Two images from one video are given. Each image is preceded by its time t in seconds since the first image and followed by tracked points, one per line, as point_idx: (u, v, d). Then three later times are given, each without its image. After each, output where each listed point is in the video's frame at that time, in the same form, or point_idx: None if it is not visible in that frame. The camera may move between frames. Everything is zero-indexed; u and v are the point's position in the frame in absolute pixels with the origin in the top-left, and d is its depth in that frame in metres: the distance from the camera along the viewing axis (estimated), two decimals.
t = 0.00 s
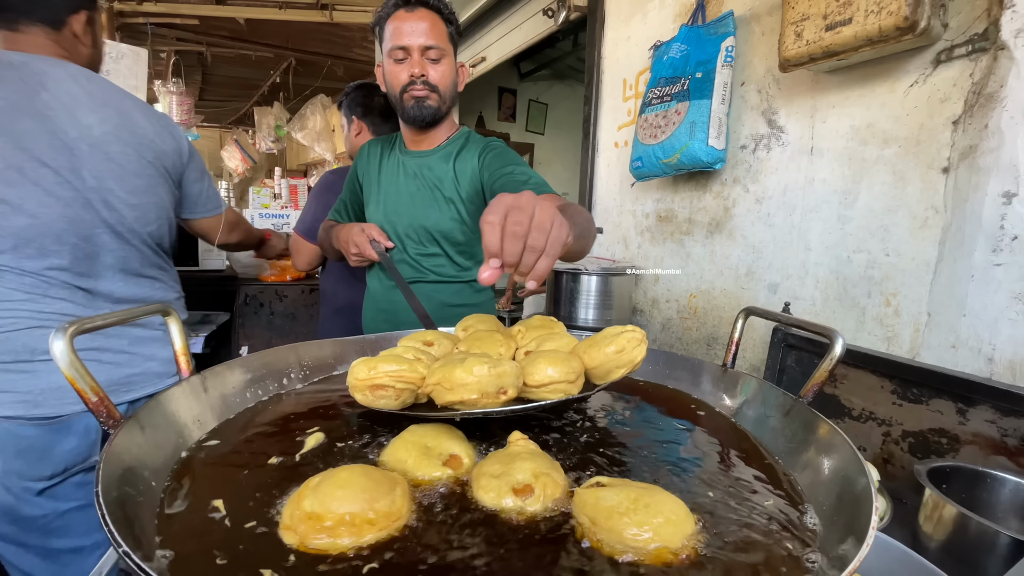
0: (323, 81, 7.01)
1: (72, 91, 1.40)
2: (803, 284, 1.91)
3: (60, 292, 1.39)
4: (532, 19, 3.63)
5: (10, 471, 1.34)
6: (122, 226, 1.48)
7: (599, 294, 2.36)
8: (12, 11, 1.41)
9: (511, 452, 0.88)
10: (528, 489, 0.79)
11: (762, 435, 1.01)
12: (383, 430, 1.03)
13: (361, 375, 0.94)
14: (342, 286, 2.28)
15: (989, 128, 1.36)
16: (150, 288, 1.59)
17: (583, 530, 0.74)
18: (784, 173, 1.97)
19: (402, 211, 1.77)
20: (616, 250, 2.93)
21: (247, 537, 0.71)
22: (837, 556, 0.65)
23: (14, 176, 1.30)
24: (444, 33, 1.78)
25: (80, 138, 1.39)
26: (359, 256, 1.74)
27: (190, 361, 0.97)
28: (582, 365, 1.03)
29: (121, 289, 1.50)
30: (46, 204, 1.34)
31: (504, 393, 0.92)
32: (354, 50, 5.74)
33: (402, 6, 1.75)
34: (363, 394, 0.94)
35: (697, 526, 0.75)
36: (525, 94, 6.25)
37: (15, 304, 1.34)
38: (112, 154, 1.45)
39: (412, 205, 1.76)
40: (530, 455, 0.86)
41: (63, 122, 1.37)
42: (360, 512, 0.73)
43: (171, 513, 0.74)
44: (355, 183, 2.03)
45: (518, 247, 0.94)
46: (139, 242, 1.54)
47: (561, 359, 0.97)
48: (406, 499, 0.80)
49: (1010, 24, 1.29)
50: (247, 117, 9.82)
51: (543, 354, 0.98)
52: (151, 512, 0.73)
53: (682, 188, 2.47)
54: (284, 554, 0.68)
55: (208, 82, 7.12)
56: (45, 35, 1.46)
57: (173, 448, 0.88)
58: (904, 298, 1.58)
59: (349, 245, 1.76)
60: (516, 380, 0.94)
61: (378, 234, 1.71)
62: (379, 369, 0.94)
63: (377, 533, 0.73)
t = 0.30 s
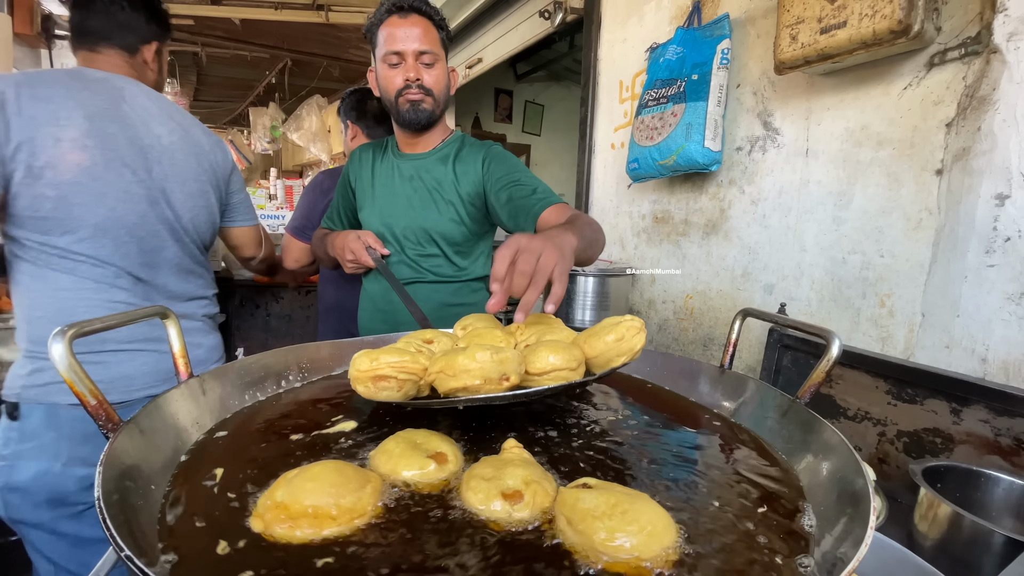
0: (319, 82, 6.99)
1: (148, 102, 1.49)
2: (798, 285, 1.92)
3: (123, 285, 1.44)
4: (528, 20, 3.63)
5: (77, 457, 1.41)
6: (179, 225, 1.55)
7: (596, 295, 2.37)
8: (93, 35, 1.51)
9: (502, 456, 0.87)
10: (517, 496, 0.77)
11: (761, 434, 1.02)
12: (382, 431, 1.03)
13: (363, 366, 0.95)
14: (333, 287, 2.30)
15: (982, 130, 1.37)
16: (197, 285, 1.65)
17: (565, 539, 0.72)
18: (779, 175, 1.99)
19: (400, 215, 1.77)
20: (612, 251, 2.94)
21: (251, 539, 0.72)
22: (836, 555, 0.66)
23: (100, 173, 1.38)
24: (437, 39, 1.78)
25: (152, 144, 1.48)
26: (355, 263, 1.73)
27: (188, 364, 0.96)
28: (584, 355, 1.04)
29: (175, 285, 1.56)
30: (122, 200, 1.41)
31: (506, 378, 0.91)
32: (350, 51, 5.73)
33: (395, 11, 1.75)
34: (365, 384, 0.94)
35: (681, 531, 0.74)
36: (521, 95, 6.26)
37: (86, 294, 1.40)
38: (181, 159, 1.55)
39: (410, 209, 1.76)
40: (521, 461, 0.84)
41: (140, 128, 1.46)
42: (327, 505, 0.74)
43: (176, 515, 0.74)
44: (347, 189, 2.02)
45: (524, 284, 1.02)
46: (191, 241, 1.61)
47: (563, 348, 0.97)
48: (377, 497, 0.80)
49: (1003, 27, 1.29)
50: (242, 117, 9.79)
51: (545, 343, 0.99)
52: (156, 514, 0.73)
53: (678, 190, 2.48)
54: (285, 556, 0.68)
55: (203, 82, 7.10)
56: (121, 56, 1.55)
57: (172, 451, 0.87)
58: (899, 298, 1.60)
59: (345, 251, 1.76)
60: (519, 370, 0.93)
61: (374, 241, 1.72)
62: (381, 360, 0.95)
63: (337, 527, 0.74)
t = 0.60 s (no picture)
0: (317, 85, 7.00)
1: (187, 110, 1.54)
2: (796, 289, 1.92)
3: (156, 281, 1.43)
4: (526, 25, 3.64)
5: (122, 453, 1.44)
6: (206, 229, 1.54)
7: (594, 298, 2.37)
8: (147, 65, 1.60)
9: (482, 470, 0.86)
10: (491, 508, 0.76)
11: (757, 445, 1.01)
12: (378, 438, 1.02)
13: (359, 376, 0.94)
14: (329, 291, 2.30)
15: (978, 136, 1.38)
16: (223, 287, 1.62)
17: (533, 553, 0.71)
18: (777, 179, 1.99)
19: (400, 219, 1.77)
20: (610, 254, 2.94)
21: (249, 547, 0.71)
22: (833, 567, 0.65)
23: (140, 169, 1.39)
24: (439, 47, 1.79)
25: (191, 151, 1.50)
26: (355, 265, 1.73)
27: (186, 371, 0.95)
28: (582, 365, 1.03)
29: (204, 284, 1.54)
30: (158, 197, 1.42)
31: (502, 391, 0.91)
32: (348, 55, 5.73)
33: (400, 19, 1.75)
34: (361, 394, 0.94)
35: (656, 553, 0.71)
36: (519, 98, 6.27)
37: (121, 288, 1.38)
38: (215, 165, 1.56)
39: (411, 213, 1.76)
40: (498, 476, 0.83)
41: (179, 135, 1.49)
42: (294, 498, 0.77)
43: (174, 525, 0.74)
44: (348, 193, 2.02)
45: (507, 305, 1.01)
46: (219, 242, 1.60)
47: (559, 358, 0.97)
48: (346, 497, 0.82)
49: (998, 34, 1.30)
50: (240, 121, 9.82)
51: (540, 353, 0.99)
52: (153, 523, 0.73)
53: (676, 194, 2.48)
54: (285, 564, 0.68)
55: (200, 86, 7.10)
56: (170, 84, 1.63)
57: (170, 460, 0.86)
58: (897, 302, 1.61)
59: (345, 255, 1.76)
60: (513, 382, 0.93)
61: (374, 246, 1.72)
62: (377, 369, 0.95)
63: (302, 520, 0.76)
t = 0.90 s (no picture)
0: (317, 87, 7.01)
1: (196, 115, 1.54)
2: (796, 292, 1.92)
3: (153, 284, 1.42)
4: (526, 27, 3.64)
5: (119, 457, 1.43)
6: (208, 234, 1.53)
7: (594, 301, 2.36)
8: (162, 74, 1.60)
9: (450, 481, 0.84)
10: (460, 524, 0.73)
11: (759, 448, 1.01)
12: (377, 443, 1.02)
13: (354, 379, 0.94)
14: (329, 293, 2.31)
15: (979, 138, 1.38)
16: (222, 291, 1.61)
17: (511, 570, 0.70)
18: (777, 182, 1.99)
19: (401, 222, 1.77)
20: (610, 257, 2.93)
21: (243, 556, 0.70)
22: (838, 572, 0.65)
23: (144, 173, 1.39)
24: (442, 50, 1.78)
25: (196, 156, 1.50)
26: (355, 269, 1.73)
27: (182, 377, 0.94)
28: (580, 368, 1.03)
29: (203, 288, 1.53)
30: (160, 201, 1.41)
31: (498, 395, 0.90)
32: (348, 57, 5.74)
33: (402, 23, 1.75)
34: (357, 398, 0.94)
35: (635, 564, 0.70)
36: (519, 101, 6.28)
37: (119, 290, 1.38)
38: (220, 171, 1.55)
39: (412, 216, 1.75)
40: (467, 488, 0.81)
41: (186, 140, 1.49)
42: (262, 487, 0.80)
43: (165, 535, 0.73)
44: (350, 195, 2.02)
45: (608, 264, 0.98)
46: (221, 246, 1.59)
47: (556, 361, 0.97)
48: (314, 491, 0.84)
49: (999, 36, 1.31)
50: (240, 124, 9.83)
51: (538, 356, 0.98)
52: (145, 532, 0.72)
53: (676, 196, 2.48)
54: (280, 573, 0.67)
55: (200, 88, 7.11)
56: (184, 94, 1.63)
57: (165, 467, 0.86)
58: (897, 306, 1.60)
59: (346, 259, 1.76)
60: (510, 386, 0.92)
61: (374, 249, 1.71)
62: (373, 372, 0.94)
63: (265, 510, 0.79)
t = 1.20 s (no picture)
0: (320, 90, 7.02)
1: (190, 119, 1.53)
2: (799, 296, 1.89)
3: (144, 290, 1.41)
4: (527, 29, 3.63)
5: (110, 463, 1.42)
6: (202, 239, 1.52)
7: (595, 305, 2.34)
8: (156, 73, 1.59)
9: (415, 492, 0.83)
10: (422, 535, 0.72)
11: (760, 460, 0.98)
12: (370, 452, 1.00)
13: (341, 388, 0.92)
14: (334, 296, 2.28)
15: (986, 140, 1.35)
16: (216, 295, 1.60)
17: None
18: (780, 184, 1.96)
19: (401, 224, 1.75)
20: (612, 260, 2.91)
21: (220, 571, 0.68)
22: None
23: (135, 179, 1.38)
24: (446, 51, 1.77)
25: (189, 160, 1.49)
26: (353, 273, 1.72)
27: (169, 385, 0.93)
28: (573, 377, 1.01)
29: (196, 293, 1.52)
30: (152, 206, 1.40)
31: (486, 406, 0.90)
32: (350, 59, 5.75)
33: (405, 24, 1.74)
34: (343, 406, 0.92)
35: None
36: (521, 103, 6.27)
37: (109, 296, 1.37)
38: (213, 176, 1.54)
39: (412, 219, 1.74)
40: (432, 499, 0.80)
41: (179, 145, 1.47)
42: (243, 488, 0.82)
43: (145, 552, 0.71)
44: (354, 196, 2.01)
45: (609, 332, 0.86)
46: (215, 250, 1.58)
47: (549, 371, 0.95)
48: (295, 493, 0.85)
49: (1008, 35, 1.27)
50: (243, 126, 9.86)
51: (530, 366, 0.97)
52: (123, 547, 0.70)
53: (677, 199, 2.45)
54: None
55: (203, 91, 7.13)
56: (178, 92, 1.61)
57: (150, 478, 0.84)
58: (902, 310, 1.57)
59: (345, 262, 1.75)
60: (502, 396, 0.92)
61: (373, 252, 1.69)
62: (359, 381, 0.92)
63: (243, 509, 0.80)
